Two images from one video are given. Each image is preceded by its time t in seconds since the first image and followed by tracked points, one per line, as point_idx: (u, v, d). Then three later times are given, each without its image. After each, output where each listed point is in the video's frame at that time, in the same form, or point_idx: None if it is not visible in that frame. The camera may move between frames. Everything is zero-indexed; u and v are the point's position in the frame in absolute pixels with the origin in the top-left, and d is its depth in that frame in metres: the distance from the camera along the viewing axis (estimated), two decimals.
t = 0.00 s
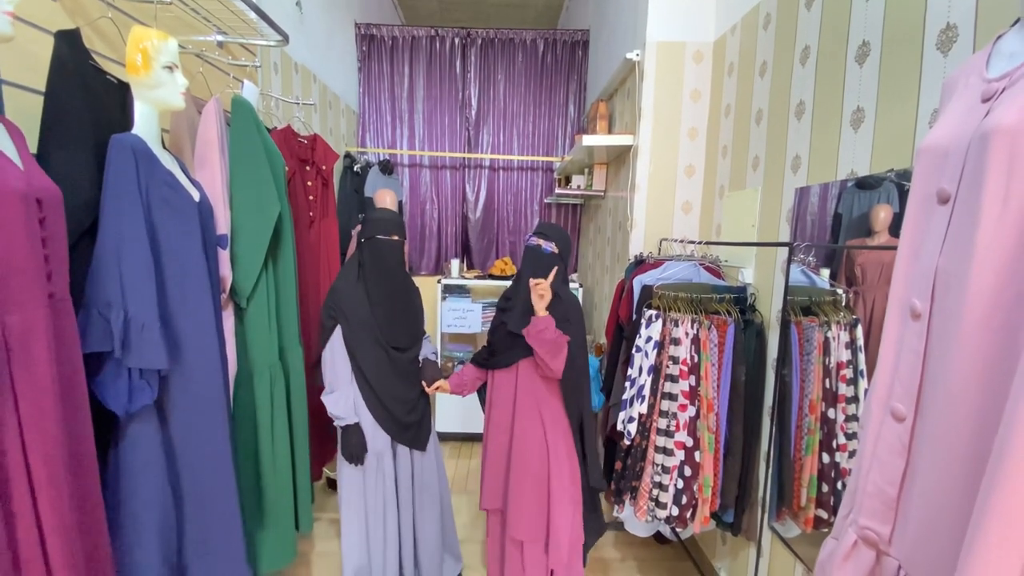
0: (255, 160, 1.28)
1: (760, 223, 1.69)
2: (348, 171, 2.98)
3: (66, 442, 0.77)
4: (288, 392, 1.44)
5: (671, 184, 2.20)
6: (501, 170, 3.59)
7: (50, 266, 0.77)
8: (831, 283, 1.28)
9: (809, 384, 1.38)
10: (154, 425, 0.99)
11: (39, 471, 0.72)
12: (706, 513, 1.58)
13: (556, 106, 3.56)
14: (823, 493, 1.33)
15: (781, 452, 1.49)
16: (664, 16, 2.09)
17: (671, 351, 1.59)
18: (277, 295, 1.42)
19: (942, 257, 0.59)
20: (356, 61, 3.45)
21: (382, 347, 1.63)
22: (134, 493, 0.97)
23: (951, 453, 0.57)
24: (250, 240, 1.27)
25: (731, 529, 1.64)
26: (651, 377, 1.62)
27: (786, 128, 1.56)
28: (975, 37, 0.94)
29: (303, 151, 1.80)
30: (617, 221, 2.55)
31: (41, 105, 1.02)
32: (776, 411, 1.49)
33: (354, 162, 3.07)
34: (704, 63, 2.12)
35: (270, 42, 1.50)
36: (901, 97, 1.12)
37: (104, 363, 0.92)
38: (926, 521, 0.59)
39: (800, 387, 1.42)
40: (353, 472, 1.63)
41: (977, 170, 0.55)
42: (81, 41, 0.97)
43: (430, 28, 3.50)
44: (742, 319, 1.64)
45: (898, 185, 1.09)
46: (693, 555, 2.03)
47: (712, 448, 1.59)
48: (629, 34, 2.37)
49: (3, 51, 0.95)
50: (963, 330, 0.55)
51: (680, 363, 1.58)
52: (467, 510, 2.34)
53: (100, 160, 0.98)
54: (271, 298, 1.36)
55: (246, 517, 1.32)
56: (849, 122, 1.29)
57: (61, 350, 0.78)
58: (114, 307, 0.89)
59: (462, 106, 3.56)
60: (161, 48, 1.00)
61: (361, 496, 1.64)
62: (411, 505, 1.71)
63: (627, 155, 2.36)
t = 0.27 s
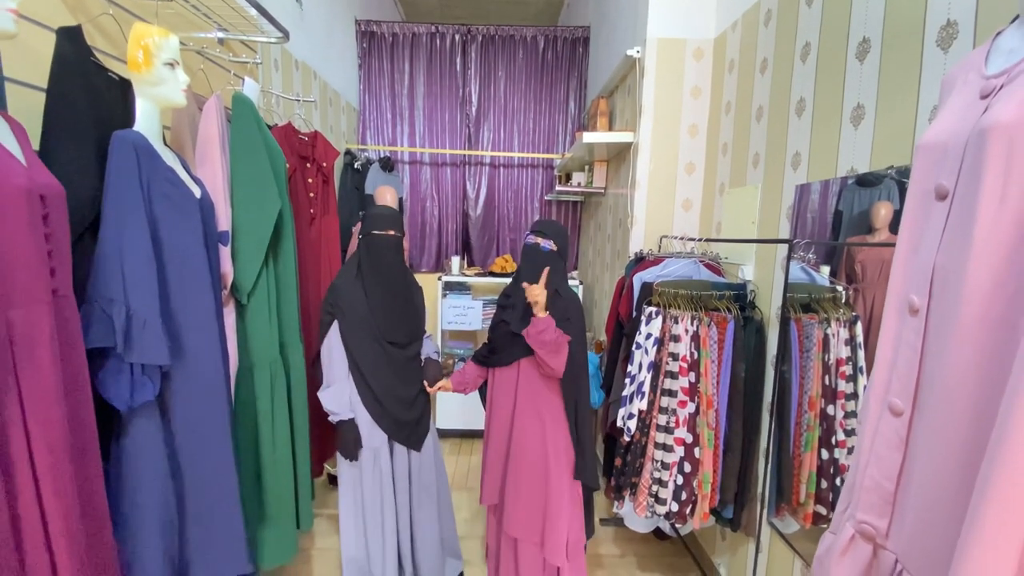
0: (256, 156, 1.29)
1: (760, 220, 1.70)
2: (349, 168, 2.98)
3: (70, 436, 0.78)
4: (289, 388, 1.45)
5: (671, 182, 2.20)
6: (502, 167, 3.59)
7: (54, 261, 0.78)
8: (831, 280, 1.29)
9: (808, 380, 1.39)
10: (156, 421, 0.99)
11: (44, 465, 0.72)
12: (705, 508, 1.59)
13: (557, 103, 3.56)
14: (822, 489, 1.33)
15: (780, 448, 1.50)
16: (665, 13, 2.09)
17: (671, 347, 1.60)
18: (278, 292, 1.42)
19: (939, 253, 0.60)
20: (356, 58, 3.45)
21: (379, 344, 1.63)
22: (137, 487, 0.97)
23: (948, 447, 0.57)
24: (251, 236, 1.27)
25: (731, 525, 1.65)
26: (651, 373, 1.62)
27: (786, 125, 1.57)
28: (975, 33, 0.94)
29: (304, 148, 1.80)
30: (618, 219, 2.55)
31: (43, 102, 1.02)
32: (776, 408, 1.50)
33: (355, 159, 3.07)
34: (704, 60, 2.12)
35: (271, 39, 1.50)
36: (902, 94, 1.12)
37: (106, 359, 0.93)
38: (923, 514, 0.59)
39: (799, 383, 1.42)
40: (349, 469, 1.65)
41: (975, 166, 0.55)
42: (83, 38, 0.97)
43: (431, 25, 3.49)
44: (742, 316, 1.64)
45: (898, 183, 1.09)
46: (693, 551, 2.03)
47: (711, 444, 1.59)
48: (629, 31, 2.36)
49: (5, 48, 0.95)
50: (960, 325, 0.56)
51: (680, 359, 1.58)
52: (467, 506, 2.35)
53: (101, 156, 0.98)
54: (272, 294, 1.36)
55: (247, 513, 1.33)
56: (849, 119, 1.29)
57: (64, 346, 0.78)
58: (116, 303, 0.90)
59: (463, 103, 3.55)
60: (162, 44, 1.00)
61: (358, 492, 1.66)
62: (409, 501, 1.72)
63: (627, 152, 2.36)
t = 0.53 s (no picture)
0: (259, 151, 1.29)
1: (761, 214, 1.70)
2: (350, 164, 2.98)
3: (81, 426, 0.79)
4: (293, 381, 1.46)
5: (673, 177, 2.20)
6: (503, 163, 3.59)
7: (64, 254, 0.79)
8: (832, 274, 1.30)
9: (808, 373, 1.40)
10: (163, 412, 1.01)
11: (56, 454, 0.73)
12: (705, 500, 1.61)
13: (558, 98, 3.55)
14: (822, 482, 1.34)
15: (780, 441, 1.51)
16: (667, 7, 2.09)
17: (672, 341, 1.61)
18: (282, 286, 1.43)
19: (938, 245, 0.61)
20: (357, 53, 3.45)
21: (377, 339, 1.64)
22: (145, 478, 0.99)
23: (945, 435, 0.58)
24: (255, 230, 1.28)
25: (731, 517, 1.66)
26: (651, 367, 1.63)
27: (788, 120, 1.57)
28: (977, 27, 0.94)
29: (306, 143, 1.81)
30: (619, 214, 2.56)
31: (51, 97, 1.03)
32: (776, 401, 1.51)
33: (357, 154, 3.07)
34: (706, 55, 2.12)
35: (274, 34, 1.50)
36: (903, 88, 1.13)
37: (114, 351, 0.94)
38: (921, 502, 0.60)
39: (799, 376, 1.43)
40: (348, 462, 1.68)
41: (974, 158, 0.56)
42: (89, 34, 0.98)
43: (432, 19, 3.49)
44: (742, 310, 1.65)
45: (899, 177, 1.10)
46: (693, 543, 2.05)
47: (712, 436, 1.60)
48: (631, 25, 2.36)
49: (13, 43, 0.96)
50: (958, 316, 0.56)
51: (680, 353, 1.60)
52: (469, 500, 2.36)
53: (108, 151, 0.99)
54: (276, 288, 1.37)
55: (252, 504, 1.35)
56: (850, 114, 1.30)
57: (75, 338, 0.80)
58: (124, 296, 0.91)
59: (464, 98, 3.55)
60: (167, 39, 1.01)
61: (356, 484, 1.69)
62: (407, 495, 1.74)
63: (628, 147, 2.36)
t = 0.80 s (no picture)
0: (269, 142, 1.30)
1: (769, 204, 1.70)
2: (357, 157, 2.97)
3: (104, 412, 0.81)
4: (304, 370, 1.48)
5: (680, 167, 2.20)
6: (509, 155, 3.59)
7: (86, 243, 0.80)
8: (840, 264, 1.29)
9: (816, 363, 1.40)
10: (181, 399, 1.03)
11: (81, 438, 0.76)
12: (712, 490, 1.62)
13: (564, 90, 3.54)
14: (829, 471, 1.35)
15: (787, 430, 1.52)
16: None
17: (679, 331, 1.62)
18: (293, 277, 1.45)
19: (949, 229, 0.61)
20: (363, 46, 3.45)
21: (384, 330, 1.65)
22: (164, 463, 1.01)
23: (954, 417, 0.59)
24: (266, 221, 1.29)
25: (737, 506, 1.67)
26: (659, 357, 1.64)
27: (797, 109, 1.56)
28: (989, 12, 0.94)
29: (314, 135, 1.82)
30: (625, 205, 2.56)
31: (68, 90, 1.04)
32: (783, 390, 1.52)
33: (363, 147, 3.07)
34: (714, 44, 2.11)
35: (282, 27, 1.51)
36: (914, 76, 1.12)
37: (133, 339, 0.96)
38: (929, 483, 0.61)
39: (807, 366, 1.44)
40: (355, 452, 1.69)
41: (986, 142, 0.56)
42: (105, 26, 0.99)
43: (437, 11, 3.48)
44: (750, 301, 1.65)
45: (908, 167, 1.09)
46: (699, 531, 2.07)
47: (718, 426, 1.61)
48: (638, 15, 2.35)
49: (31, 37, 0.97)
50: (968, 299, 0.57)
51: (687, 343, 1.61)
52: (476, 489, 2.39)
53: (124, 143, 1.00)
54: (287, 278, 1.38)
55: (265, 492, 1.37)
56: (860, 102, 1.29)
57: (97, 325, 0.81)
58: (142, 284, 0.92)
59: (470, 91, 3.55)
60: (181, 31, 1.01)
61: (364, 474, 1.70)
62: (414, 484, 1.76)
63: (635, 138, 2.36)
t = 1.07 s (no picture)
0: (286, 144, 1.34)
1: (782, 199, 1.69)
2: (371, 157, 2.99)
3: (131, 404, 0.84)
4: (323, 366, 1.51)
5: (692, 163, 2.19)
6: (521, 153, 3.60)
7: (113, 242, 0.84)
8: (856, 259, 1.29)
9: (831, 358, 1.40)
10: (204, 394, 1.06)
11: (111, 429, 0.79)
12: (726, 485, 1.62)
13: (575, 88, 3.55)
14: (845, 466, 1.34)
15: (802, 425, 1.52)
16: None
17: (693, 327, 1.62)
18: (311, 275, 1.48)
19: (957, 220, 0.61)
20: (376, 47, 3.49)
21: (399, 328, 1.68)
22: (189, 455, 1.05)
23: (963, 406, 0.59)
24: (284, 221, 1.32)
25: (752, 501, 1.67)
26: (673, 353, 1.64)
27: (810, 103, 1.56)
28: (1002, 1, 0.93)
29: (330, 137, 1.85)
30: (638, 202, 2.56)
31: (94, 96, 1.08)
32: (798, 385, 1.52)
33: (376, 148, 3.10)
34: (725, 39, 2.10)
35: (297, 31, 1.54)
36: (927, 68, 1.11)
37: (158, 335, 0.99)
38: (939, 472, 0.62)
39: (821, 360, 1.44)
40: (374, 448, 1.72)
41: (992, 133, 0.57)
42: (128, 34, 1.02)
43: (449, 11, 3.50)
44: (764, 296, 1.65)
45: (924, 161, 1.08)
46: (714, 527, 2.07)
47: (733, 421, 1.61)
48: (649, 11, 2.35)
49: (58, 46, 1.01)
50: (976, 289, 0.57)
51: (702, 339, 1.60)
52: (491, 485, 2.41)
53: (148, 146, 1.04)
54: (306, 276, 1.42)
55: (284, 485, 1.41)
56: (873, 95, 1.29)
57: (124, 321, 0.85)
58: (166, 282, 0.96)
59: (481, 90, 3.56)
60: (200, 37, 1.05)
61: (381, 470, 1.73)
62: (431, 479, 1.79)
63: (647, 135, 2.36)
